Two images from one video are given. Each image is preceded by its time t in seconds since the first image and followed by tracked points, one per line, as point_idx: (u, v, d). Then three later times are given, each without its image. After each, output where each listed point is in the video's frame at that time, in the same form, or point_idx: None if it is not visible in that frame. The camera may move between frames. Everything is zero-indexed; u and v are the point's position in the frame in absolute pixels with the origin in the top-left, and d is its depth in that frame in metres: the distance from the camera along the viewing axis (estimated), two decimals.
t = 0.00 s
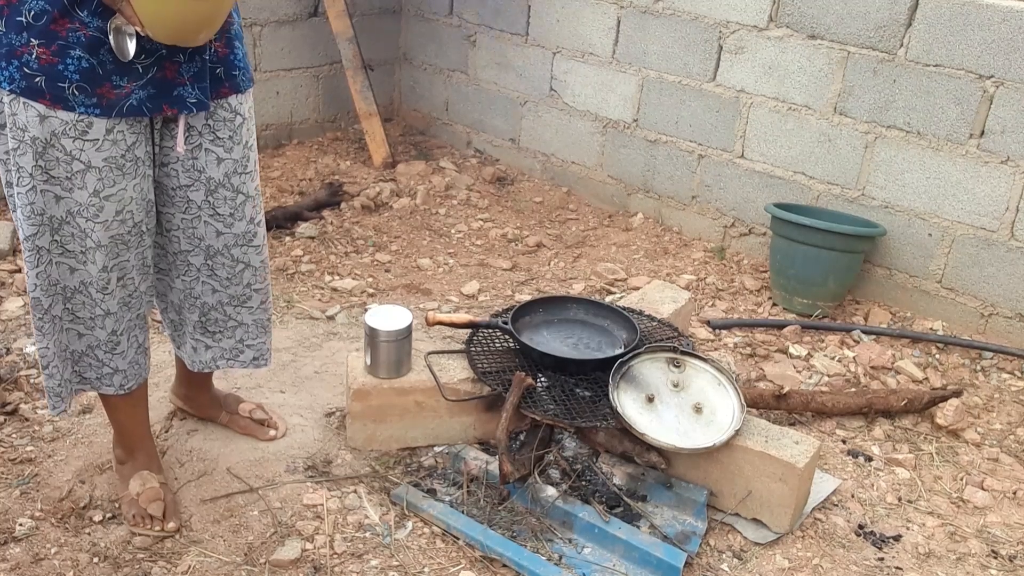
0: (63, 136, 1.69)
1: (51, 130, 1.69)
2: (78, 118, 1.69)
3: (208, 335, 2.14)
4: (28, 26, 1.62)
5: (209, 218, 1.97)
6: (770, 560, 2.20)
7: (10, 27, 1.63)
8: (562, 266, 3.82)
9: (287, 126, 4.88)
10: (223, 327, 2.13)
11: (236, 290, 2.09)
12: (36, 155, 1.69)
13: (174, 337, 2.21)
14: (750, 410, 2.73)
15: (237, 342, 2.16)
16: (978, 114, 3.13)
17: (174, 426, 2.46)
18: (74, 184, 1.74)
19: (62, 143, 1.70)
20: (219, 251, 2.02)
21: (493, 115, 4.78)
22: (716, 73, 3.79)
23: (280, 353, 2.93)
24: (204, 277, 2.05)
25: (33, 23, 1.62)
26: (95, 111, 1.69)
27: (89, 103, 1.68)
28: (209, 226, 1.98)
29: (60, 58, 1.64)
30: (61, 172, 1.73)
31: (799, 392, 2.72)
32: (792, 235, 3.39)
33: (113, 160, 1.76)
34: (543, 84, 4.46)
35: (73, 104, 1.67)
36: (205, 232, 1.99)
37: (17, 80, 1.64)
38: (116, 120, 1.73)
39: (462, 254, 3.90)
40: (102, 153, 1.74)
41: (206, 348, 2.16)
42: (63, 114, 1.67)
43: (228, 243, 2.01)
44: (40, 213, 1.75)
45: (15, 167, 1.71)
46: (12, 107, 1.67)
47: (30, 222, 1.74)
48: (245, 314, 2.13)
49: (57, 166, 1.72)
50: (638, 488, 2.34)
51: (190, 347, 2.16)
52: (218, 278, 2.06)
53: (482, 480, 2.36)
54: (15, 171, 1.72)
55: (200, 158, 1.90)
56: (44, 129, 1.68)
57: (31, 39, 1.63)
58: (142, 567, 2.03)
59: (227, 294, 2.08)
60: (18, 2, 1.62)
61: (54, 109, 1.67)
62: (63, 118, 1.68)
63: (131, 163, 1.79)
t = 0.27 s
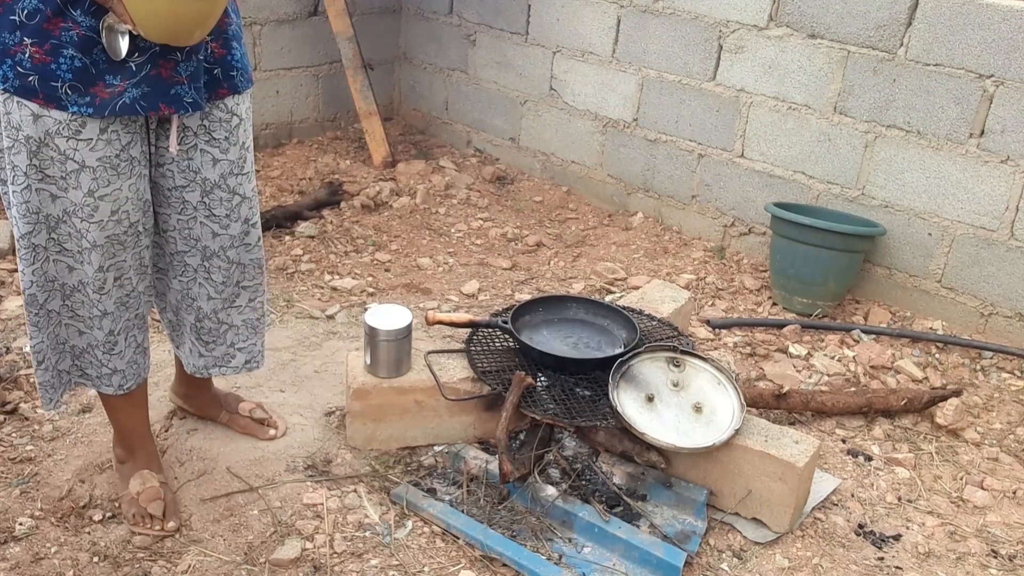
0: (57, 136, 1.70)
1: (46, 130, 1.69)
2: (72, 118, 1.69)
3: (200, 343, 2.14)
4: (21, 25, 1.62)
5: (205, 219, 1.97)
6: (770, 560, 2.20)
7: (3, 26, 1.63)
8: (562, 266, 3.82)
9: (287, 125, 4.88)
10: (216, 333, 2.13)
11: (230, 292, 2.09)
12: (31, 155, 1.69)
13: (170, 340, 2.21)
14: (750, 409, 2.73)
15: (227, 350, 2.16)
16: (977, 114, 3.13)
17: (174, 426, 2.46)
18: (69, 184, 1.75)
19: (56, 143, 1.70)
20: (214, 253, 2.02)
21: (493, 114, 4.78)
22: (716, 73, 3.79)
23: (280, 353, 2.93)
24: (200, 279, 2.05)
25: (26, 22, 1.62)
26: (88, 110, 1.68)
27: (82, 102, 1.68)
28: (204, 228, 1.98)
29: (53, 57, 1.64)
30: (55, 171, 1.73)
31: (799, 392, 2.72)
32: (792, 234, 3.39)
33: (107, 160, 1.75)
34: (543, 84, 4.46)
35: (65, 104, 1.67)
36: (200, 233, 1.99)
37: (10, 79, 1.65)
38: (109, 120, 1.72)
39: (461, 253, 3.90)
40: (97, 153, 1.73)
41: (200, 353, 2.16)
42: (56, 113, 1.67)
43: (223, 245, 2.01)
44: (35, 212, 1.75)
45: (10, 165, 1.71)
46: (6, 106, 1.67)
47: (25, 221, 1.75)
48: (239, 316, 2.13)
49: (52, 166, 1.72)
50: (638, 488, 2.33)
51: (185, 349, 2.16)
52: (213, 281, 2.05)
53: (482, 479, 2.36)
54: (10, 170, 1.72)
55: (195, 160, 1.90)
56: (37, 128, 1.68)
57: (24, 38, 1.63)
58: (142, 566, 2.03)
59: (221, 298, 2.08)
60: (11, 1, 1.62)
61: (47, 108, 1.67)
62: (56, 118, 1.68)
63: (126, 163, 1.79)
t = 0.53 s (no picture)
0: (55, 137, 1.69)
1: (43, 131, 1.68)
2: (70, 120, 1.69)
3: (202, 343, 2.13)
4: (18, 27, 1.61)
5: (205, 218, 1.97)
6: (770, 560, 2.20)
7: None
8: (562, 267, 3.82)
9: (287, 126, 4.88)
10: (218, 333, 2.12)
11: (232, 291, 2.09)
12: (28, 155, 1.69)
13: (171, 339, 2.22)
14: (750, 410, 2.73)
15: (227, 348, 2.17)
16: (977, 114, 3.13)
17: (174, 426, 2.46)
18: (67, 185, 1.75)
19: (53, 143, 1.70)
20: (214, 252, 2.01)
21: (493, 115, 4.78)
22: (716, 74, 3.79)
23: (280, 353, 2.93)
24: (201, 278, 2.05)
25: (24, 23, 1.61)
26: (87, 111, 1.69)
27: (81, 103, 1.68)
28: (205, 226, 1.98)
29: (52, 59, 1.63)
30: (53, 173, 1.73)
31: (799, 392, 2.73)
32: (792, 235, 3.39)
33: (105, 161, 1.76)
34: (543, 85, 4.46)
35: (64, 105, 1.67)
36: (201, 233, 1.99)
37: (8, 81, 1.64)
38: (107, 121, 1.72)
39: (462, 254, 3.90)
40: (94, 154, 1.74)
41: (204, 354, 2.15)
42: (55, 115, 1.67)
43: (224, 243, 2.01)
44: (33, 213, 1.75)
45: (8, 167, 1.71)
46: (3, 107, 1.66)
47: (23, 222, 1.74)
48: (239, 314, 2.13)
49: (49, 167, 1.72)
50: (638, 489, 2.33)
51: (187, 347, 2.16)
52: (214, 281, 2.05)
53: (482, 480, 2.36)
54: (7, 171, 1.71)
55: (195, 157, 1.90)
56: (35, 129, 1.68)
57: (21, 40, 1.62)
58: (142, 567, 2.03)
59: (221, 298, 2.07)
60: (8, 3, 1.61)
61: (46, 110, 1.66)
62: (54, 119, 1.68)
63: (123, 164, 1.79)
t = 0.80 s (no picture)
0: (71, 135, 1.70)
1: (59, 129, 1.69)
2: (87, 117, 1.70)
3: (223, 323, 2.15)
4: (36, 27, 1.62)
5: (221, 203, 2.00)
6: (770, 560, 2.20)
7: (17, 28, 1.62)
8: (562, 266, 3.82)
9: (287, 126, 4.88)
10: (238, 316, 2.14)
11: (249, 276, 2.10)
12: (44, 154, 1.68)
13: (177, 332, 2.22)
14: (750, 410, 2.73)
15: (250, 335, 2.16)
16: (977, 114, 3.13)
17: (174, 426, 2.46)
18: (80, 183, 1.75)
19: (69, 140, 1.70)
20: (232, 235, 2.04)
21: (493, 115, 4.78)
22: (716, 74, 3.79)
23: (280, 353, 2.93)
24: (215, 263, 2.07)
25: (41, 23, 1.62)
26: (103, 109, 1.70)
27: (98, 101, 1.70)
28: (222, 210, 2.00)
29: (70, 57, 1.64)
30: (67, 171, 1.73)
31: (799, 392, 2.73)
32: (792, 235, 3.39)
33: (118, 157, 1.77)
34: (543, 85, 4.46)
35: (82, 103, 1.68)
36: (217, 217, 2.01)
37: (26, 81, 1.64)
38: (121, 117, 1.74)
39: (461, 254, 3.90)
40: (109, 150, 1.75)
41: (222, 336, 2.17)
42: (72, 113, 1.68)
43: (240, 227, 2.03)
44: (47, 212, 1.74)
45: (21, 167, 1.69)
46: (19, 107, 1.66)
47: (38, 222, 1.73)
48: (258, 300, 2.13)
49: (64, 164, 1.72)
50: (639, 488, 2.33)
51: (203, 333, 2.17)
52: (234, 264, 2.07)
53: (482, 480, 2.36)
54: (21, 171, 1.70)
55: (210, 143, 1.93)
56: (52, 128, 1.67)
57: (40, 40, 1.63)
58: (142, 567, 2.03)
59: (242, 279, 2.09)
60: (25, 3, 1.62)
61: (64, 108, 1.67)
62: (71, 117, 1.68)
63: (135, 159, 1.81)
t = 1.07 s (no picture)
0: (106, 127, 1.71)
1: (95, 121, 1.69)
2: (123, 109, 1.71)
3: (216, 309, 2.17)
4: (74, 20, 1.62)
5: (223, 192, 2.02)
6: (770, 560, 2.20)
7: (55, 20, 1.62)
8: (562, 267, 3.82)
9: (288, 126, 4.88)
10: (231, 299, 2.17)
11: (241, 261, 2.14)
12: (82, 146, 1.70)
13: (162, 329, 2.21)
14: (750, 410, 2.73)
15: (240, 317, 2.20)
16: (977, 114, 3.13)
17: (174, 426, 2.46)
18: (112, 174, 1.76)
19: (104, 133, 1.71)
20: (233, 222, 2.07)
21: (493, 115, 4.78)
22: (716, 74, 3.79)
23: (280, 353, 2.93)
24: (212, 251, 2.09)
25: (79, 16, 1.62)
26: (137, 100, 1.71)
27: (132, 92, 1.70)
28: (225, 198, 2.03)
29: (108, 50, 1.65)
30: (99, 162, 1.74)
31: (799, 392, 2.73)
32: (792, 235, 3.38)
33: (148, 148, 1.78)
34: (543, 85, 4.46)
35: (118, 95, 1.69)
36: (218, 206, 2.03)
37: (65, 73, 1.64)
38: (152, 108, 1.75)
39: (461, 254, 3.90)
40: (141, 142, 1.76)
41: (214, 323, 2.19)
42: (108, 105, 1.69)
43: (240, 215, 2.07)
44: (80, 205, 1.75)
45: (58, 159, 1.70)
46: (57, 99, 1.67)
47: (73, 214, 1.74)
48: (248, 283, 2.16)
49: (99, 157, 1.73)
50: (639, 488, 2.33)
51: (196, 323, 2.19)
52: (229, 250, 2.10)
53: (482, 480, 2.36)
54: (57, 163, 1.71)
55: (219, 135, 1.95)
56: (89, 120, 1.68)
57: (77, 32, 1.63)
58: (142, 567, 2.03)
59: (237, 263, 2.12)
60: None
61: (101, 100, 1.68)
62: (109, 109, 1.69)
63: (161, 151, 1.82)
